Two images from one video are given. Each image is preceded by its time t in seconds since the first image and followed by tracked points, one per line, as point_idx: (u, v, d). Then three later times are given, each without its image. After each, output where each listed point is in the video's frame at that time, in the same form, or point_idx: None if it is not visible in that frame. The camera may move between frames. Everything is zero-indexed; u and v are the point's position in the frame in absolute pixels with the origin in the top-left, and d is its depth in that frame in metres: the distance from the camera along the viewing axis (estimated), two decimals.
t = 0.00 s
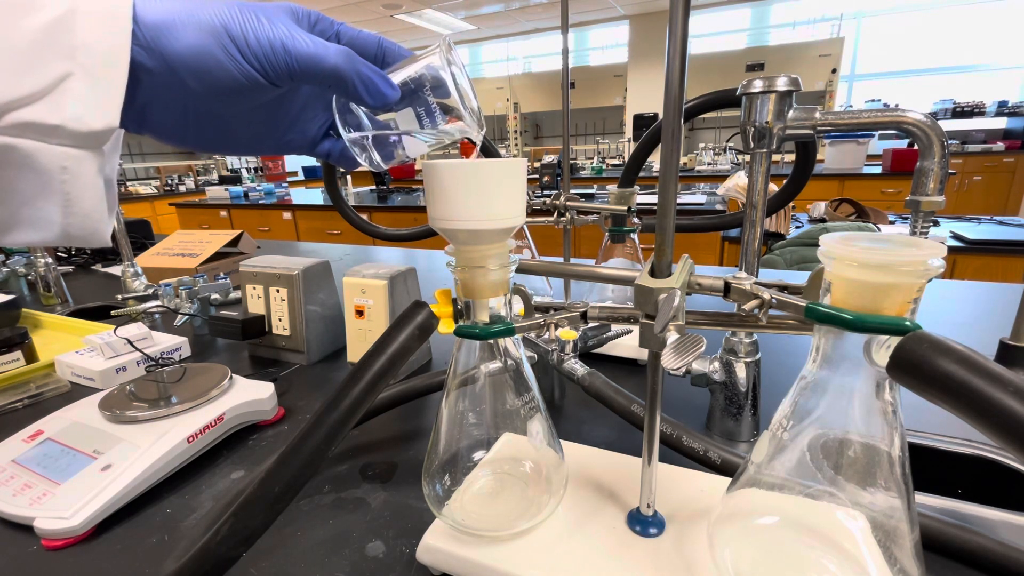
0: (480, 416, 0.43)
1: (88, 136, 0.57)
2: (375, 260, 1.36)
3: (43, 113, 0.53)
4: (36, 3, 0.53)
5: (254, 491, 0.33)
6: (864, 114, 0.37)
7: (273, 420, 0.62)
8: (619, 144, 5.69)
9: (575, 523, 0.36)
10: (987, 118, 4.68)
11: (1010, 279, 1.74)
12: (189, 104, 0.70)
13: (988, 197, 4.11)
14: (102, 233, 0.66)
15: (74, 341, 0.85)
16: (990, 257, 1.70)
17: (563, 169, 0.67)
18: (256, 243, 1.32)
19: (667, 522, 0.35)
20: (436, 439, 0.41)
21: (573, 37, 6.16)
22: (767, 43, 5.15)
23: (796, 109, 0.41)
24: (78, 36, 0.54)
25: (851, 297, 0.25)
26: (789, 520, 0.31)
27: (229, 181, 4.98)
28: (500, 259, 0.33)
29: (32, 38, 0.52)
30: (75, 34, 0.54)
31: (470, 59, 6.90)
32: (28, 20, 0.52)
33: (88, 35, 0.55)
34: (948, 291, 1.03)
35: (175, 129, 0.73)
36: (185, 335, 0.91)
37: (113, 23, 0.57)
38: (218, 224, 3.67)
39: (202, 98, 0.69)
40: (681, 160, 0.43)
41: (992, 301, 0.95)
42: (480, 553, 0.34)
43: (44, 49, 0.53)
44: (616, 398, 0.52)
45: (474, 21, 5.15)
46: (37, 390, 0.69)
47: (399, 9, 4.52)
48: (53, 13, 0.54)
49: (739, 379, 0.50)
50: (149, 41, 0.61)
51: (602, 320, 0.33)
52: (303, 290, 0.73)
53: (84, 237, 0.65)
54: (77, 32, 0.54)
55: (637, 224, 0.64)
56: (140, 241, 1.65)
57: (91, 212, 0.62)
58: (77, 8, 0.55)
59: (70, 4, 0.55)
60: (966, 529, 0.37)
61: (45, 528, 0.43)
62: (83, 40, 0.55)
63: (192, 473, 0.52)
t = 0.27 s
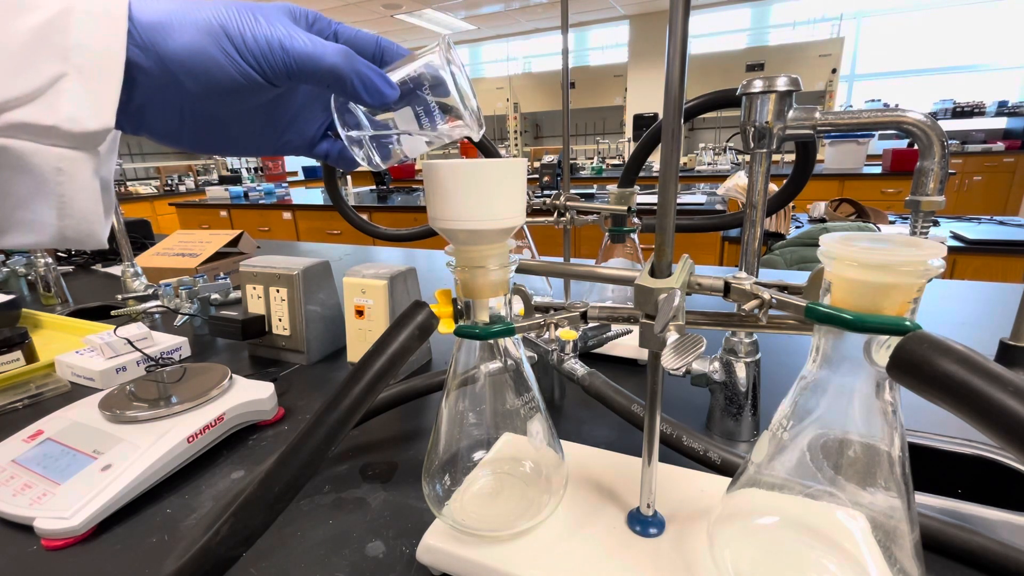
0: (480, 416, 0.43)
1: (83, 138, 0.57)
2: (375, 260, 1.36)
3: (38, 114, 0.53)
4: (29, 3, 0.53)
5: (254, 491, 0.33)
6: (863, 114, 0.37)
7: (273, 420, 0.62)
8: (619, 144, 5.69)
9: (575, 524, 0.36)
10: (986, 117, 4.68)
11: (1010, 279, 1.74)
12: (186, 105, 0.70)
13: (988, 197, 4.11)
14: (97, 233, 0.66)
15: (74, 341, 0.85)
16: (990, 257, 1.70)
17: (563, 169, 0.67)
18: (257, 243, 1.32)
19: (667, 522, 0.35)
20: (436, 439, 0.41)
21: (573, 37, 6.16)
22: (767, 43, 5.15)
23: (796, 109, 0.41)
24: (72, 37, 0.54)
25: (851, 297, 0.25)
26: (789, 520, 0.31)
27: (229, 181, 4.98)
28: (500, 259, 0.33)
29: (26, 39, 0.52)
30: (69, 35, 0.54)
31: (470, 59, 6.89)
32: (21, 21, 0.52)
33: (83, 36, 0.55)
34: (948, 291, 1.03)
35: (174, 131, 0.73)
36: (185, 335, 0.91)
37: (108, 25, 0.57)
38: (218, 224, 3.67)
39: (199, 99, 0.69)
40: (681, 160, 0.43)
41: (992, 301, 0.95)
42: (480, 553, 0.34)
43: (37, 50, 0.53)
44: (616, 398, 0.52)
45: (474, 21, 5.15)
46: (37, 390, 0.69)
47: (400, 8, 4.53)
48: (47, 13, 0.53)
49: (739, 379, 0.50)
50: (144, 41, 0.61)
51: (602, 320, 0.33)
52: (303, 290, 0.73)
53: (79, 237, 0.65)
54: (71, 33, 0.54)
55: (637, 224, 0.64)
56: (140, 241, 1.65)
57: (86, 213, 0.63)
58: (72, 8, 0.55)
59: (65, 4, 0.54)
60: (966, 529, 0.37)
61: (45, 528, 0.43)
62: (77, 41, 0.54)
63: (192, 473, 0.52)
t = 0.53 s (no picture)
0: (480, 416, 0.43)
1: (75, 149, 0.57)
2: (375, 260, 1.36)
3: (30, 127, 0.54)
4: (20, 13, 0.53)
5: (254, 490, 0.33)
6: (863, 114, 0.37)
7: (274, 419, 0.62)
8: (619, 144, 5.69)
9: (575, 523, 0.36)
10: (986, 117, 4.68)
11: (1010, 279, 1.74)
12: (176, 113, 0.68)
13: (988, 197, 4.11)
14: (90, 246, 0.67)
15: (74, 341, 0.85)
16: (990, 257, 1.70)
17: (563, 169, 0.67)
18: (256, 243, 1.32)
19: (667, 522, 0.35)
20: (436, 439, 0.41)
21: (573, 37, 6.16)
22: (767, 43, 5.15)
23: (796, 109, 0.41)
24: (62, 46, 0.54)
25: (852, 296, 0.25)
26: (789, 520, 0.31)
27: (229, 181, 4.98)
28: (500, 259, 0.33)
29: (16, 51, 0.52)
30: (60, 43, 0.54)
31: (470, 59, 6.89)
32: (13, 29, 0.52)
33: (75, 43, 0.55)
34: (948, 291, 1.03)
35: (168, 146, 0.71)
36: (185, 335, 0.91)
37: (98, 33, 0.57)
38: (218, 224, 3.67)
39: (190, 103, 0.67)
40: (681, 160, 0.43)
41: (992, 301, 0.95)
42: (480, 552, 0.34)
43: (27, 61, 0.53)
44: (616, 397, 0.52)
45: (474, 21, 5.15)
46: (37, 390, 0.69)
47: (400, 9, 4.53)
48: (37, 24, 0.53)
49: (739, 378, 0.50)
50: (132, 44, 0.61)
51: (602, 320, 0.33)
52: (303, 290, 0.73)
53: (72, 249, 0.66)
54: (62, 42, 0.54)
55: (637, 224, 0.64)
56: (140, 241, 1.65)
57: (77, 225, 0.63)
58: (62, 18, 0.55)
59: (56, 15, 0.54)
60: (966, 529, 0.37)
61: (45, 528, 0.43)
62: (69, 50, 0.54)
63: (192, 473, 0.52)
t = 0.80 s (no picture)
0: (480, 416, 0.43)
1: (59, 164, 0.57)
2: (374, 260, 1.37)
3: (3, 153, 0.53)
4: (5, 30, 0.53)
5: (254, 490, 0.33)
6: (863, 114, 0.37)
7: (274, 420, 0.62)
8: (619, 144, 5.69)
9: (575, 523, 0.36)
10: (986, 117, 4.68)
11: (1010, 279, 1.75)
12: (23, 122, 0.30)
13: (988, 197, 4.11)
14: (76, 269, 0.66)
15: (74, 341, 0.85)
16: (989, 257, 1.70)
17: (563, 169, 0.67)
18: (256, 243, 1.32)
19: (667, 522, 0.35)
20: (436, 439, 0.41)
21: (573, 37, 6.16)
22: (767, 43, 5.15)
23: (796, 109, 0.41)
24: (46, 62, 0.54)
25: (851, 296, 0.25)
26: (789, 520, 0.31)
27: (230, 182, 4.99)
28: (500, 259, 0.33)
29: None
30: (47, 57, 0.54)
31: (470, 59, 6.89)
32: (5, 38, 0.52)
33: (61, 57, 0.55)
34: (949, 291, 1.03)
35: None
36: (185, 335, 0.91)
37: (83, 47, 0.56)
38: (218, 225, 3.67)
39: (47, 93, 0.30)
40: (681, 161, 0.43)
41: (993, 302, 0.95)
42: (481, 552, 0.34)
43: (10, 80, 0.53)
44: (616, 397, 0.52)
45: (474, 21, 5.15)
46: (37, 391, 0.69)
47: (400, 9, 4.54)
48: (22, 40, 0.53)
49: (739, 379, 0.50)
50: None
51: (602, 320, 0.33)
52: (303, 290, 0.73)
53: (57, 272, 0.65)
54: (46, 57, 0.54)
55: (637, 225, 0.64)
56: (140, 241, 1.65)
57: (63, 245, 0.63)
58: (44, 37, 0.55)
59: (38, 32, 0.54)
60: (966, 528, 0.37)
61: (45, 527, 0.43)
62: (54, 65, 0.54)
63: (192, 473, 0.52)
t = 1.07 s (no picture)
0: (480, 416, 0.43)
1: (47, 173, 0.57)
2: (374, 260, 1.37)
3: None
4: None
5: (254, 490, 0.33)
6: (864, 114, 0.37)
7: (273, 420, 0.62)
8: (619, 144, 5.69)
9: (575, 523, 0.36)
10: (986, 117, 4.68)
11: (1010, 279, 1.75)
12: None
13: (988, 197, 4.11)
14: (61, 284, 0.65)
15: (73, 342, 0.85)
16: (990, 257, 1.70)
17: (563, 169, 0.67)
18: (256, 243, 1.32)
19: (667, 522, 0.35)
20: (436, 439, 0.41)
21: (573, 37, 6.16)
22: (767, 43, 5.15)
23: (796, 109, 0.41)
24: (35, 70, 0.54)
25: (851, 296, 0.25)
26: (789, 520, 0.32)
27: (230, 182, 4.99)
28: (500, 259, 0.33)
29: None
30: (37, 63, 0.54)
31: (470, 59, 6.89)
32: None
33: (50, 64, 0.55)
34: (949, 291, 1.03)
35: None
36: (185, 335, 0.91)
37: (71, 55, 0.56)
38: (217, 225, 3.67)
39: None
40: (681, 161, 0.43)
41: (993, 301, 0.95)
42: (480, 552, 0.34)
43: None
44: (616, 397, 0.52)
45: (474, 21, 5.15)
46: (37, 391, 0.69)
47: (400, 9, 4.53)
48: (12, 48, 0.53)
49: (739, 379, 0.50)
50: None
51: (602, 320, 0.33)
52: (303, 290, 0.73)
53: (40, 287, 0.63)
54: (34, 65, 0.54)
55: (637, 225, 0.64)
56: (140, 241, 1.65)
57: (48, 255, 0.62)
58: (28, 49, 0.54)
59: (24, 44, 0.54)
60: (966, 528, 0.37)
61: (46, 527, 0.43)
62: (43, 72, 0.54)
63: (192, 473, 0.52)
